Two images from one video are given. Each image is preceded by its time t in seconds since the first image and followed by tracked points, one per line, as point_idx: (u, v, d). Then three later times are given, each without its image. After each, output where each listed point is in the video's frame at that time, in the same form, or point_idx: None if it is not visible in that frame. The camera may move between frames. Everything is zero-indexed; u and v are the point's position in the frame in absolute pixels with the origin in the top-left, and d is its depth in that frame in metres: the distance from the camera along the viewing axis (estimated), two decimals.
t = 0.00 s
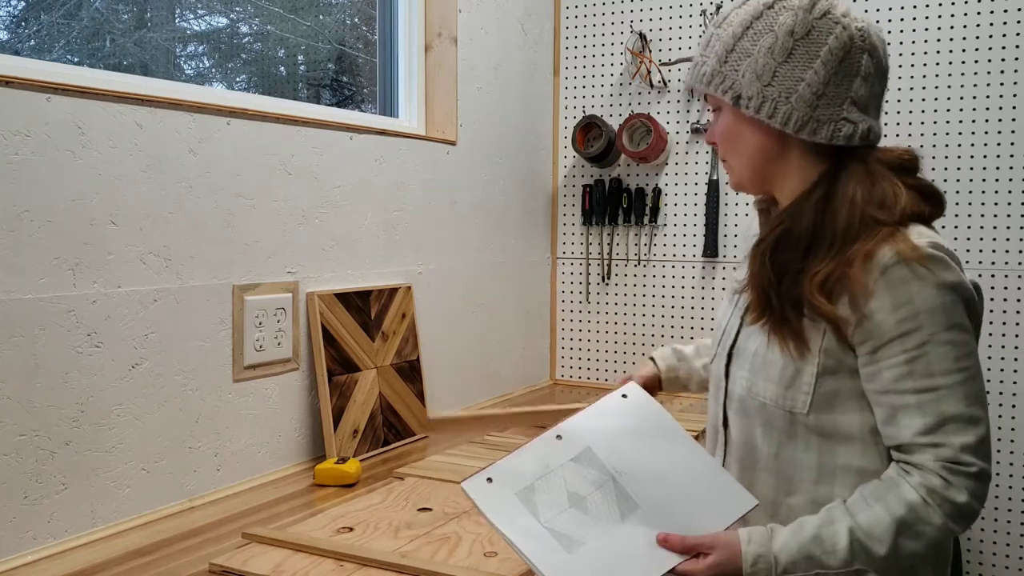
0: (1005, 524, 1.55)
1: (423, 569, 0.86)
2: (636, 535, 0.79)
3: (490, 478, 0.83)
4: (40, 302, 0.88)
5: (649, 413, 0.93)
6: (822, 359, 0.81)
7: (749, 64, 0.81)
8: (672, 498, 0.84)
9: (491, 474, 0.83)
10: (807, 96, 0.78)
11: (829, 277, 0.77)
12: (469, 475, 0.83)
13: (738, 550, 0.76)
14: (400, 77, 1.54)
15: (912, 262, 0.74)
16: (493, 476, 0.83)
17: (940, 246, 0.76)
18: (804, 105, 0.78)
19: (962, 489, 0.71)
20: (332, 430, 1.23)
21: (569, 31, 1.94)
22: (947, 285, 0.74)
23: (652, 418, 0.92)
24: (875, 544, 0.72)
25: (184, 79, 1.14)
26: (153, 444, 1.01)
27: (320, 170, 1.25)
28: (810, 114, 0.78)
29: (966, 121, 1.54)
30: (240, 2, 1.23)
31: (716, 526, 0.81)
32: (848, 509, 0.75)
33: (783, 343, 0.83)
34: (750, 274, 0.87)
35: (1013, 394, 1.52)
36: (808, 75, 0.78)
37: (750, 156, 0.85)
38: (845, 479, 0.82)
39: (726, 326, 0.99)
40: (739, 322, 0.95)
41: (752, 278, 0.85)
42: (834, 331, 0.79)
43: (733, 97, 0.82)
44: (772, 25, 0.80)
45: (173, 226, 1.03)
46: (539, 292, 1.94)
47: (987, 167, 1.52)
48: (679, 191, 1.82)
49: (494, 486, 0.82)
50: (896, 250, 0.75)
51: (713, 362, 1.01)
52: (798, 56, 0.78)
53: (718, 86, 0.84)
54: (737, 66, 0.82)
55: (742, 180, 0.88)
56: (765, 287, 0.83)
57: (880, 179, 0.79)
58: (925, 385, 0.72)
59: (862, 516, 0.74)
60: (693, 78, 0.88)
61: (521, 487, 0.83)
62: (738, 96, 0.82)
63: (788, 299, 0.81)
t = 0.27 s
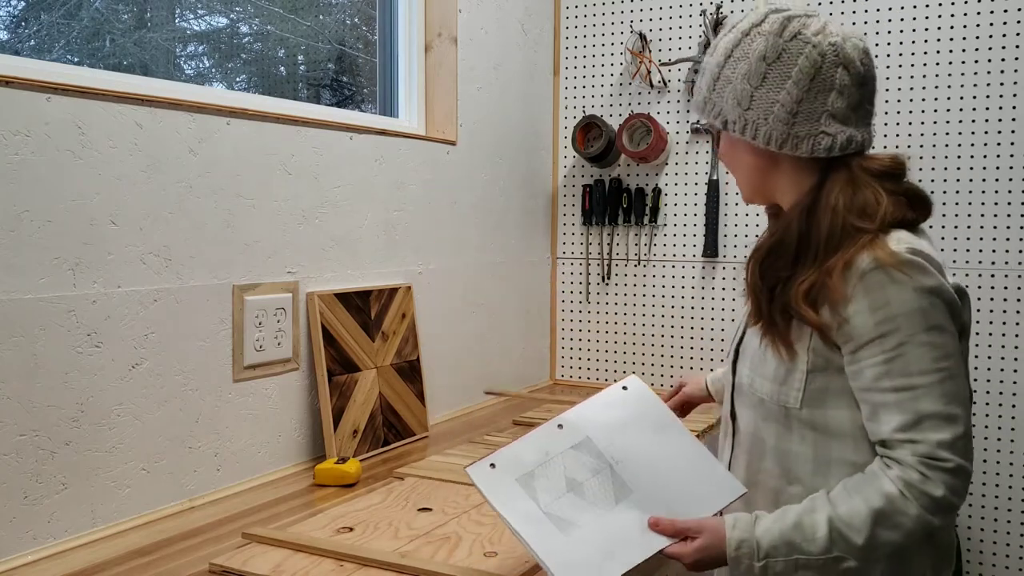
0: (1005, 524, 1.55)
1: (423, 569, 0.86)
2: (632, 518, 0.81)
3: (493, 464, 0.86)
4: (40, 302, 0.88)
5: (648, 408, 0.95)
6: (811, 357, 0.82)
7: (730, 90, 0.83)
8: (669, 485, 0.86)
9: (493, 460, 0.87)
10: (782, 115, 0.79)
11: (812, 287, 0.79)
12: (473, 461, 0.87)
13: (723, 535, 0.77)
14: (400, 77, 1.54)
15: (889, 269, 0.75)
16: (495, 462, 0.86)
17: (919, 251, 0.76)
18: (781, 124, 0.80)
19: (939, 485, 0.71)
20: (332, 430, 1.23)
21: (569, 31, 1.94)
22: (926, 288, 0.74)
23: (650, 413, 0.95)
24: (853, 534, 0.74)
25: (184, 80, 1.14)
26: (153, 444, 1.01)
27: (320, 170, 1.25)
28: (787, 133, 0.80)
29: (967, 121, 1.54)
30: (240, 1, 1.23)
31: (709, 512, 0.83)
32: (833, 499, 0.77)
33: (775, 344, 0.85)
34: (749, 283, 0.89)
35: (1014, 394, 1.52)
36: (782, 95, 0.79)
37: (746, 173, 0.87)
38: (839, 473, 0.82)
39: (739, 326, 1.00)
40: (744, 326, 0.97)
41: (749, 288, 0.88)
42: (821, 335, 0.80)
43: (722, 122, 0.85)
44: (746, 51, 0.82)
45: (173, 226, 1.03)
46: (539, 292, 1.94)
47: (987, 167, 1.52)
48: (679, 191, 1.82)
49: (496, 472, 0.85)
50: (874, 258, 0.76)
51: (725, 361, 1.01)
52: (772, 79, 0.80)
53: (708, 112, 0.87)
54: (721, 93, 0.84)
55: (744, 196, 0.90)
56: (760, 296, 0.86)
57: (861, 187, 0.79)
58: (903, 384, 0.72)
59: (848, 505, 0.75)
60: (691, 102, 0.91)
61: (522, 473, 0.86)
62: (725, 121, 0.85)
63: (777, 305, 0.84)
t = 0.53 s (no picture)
0: (1004, 524, 1.55)
1: (423, 569, 0.86)
2: (632, 494, 0.83)
3: (502, 439, 0.89)
4: (40, 302, 0.88)
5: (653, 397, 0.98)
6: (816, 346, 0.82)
7: (735, 95, 0.83)
8: (671, 464, 0.88)
9: (503, 435, 0.89)
10: (786, 118, 0.80)
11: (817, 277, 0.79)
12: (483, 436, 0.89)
13: (721, 513, 0.80)
14: (400, 77, 1.54)
15: (895, 258, 0.75)
16: (504, 437, 0.89)
17: (924, 242, 0.77)
18: (785, 127, 0.80)
19: (936, 470, 0.72)
20: (331, 430, 1.23)
21: (569, 31, 1.94)
22: (930, 279, 0.75)
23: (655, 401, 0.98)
24: (850, 516, 0.75)
25: (184, 79, 1.14)
26: (153, 444, 1.01)
27: (320, 170, 1.25)
28: (791, 135, 0.80)
29: (966, 121, 1.54)
30: (240, 1, 1.23)
31: (708, 490, 0.84)
32: (832, 483, 0.77)
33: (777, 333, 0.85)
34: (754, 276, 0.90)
35: (1014, 394, 1.52)
36: (786, 99, 0.79)
37: (750, 175, 0.87)
38: (841, 462, 0.82)
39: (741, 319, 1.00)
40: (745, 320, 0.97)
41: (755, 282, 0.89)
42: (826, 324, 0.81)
43: (728, 126, 0.85)
44: (750, 56, 0.82)
45: (173, 226, 1.03)
46: (539, 292, 1.94)
47: (987, 167, 1.52)
48: (679, 191, 1.82)
49: (504, 445, 0.88)
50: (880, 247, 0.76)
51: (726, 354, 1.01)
52: (776, 83, 0.80)
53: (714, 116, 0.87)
54: (727, 97, 0.85)
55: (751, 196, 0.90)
56: (765, 288, 0.86)
57: (867, 181, 0.80)
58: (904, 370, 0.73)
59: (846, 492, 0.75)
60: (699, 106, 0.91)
61: (529, 447, 0.89)
62: (731, 125, 0.85)
63: (783, 297, 0.84)
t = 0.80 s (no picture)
0: (1004, 523, 1.55)
1: (423, 570, 0.86)
2: (637, 483, 0.84)
3: (511, 426, 0.90)
4: (40, 302, 0.88)
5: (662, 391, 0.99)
6: (818, 340, 0.82)
7: (736, 95, 0.83)
8: (676, 457, 0.89)
9: (512, 421, 0.91)
10: (787, 116, 0.79)
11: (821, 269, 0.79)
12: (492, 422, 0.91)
13: (724, 505, 0.80)
14: (400, 77, 1.54)
15: (899, 251, 0.75)
16: (513, 424, 0.91)
17: (928, 237, 0.77)
18: (786, 125, 0.80)
19: (938, 463, 0.72)
20: (332, 430, 1.23)
21: (569, 31, 1.94)
22: (934, 273, 0.75)
23: (664, 395, 0.98)
24: (852, 508, 0.75)
25: (184, 80, 1.14)
26: (153, 444, 1.01)
27: (320, 170, 1.26)
28: (792, 133, 0.80)
29: (966, 121, 1.54)
30: (240, 1, 1.23)
31: (713, 480, 0.85)
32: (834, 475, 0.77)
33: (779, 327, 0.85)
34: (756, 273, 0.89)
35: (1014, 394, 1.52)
36: (786, 98, 0.79)
37: (751, 174, 0.87)
38: (843, 456, 0.82)
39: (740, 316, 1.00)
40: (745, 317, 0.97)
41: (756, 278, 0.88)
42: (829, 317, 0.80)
43: (729, 127, 0.85)
44: (749, 57, 0.82)
45: (173, 225, 1.03)
46: (539, 292, 1.94)
47: (987, 167, 1.52)
48: (679, 191, 1.82)
49: (513, 431, 0.90)
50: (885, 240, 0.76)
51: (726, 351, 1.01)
52: (776, 82, 0.80)
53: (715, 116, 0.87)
54: (727, 99, 0.84)
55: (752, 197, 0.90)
56: (767, 283, 0.86)
57: (870, 177, 0.80)
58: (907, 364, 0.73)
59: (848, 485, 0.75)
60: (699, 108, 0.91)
61: (537, 434, 0.90)
62: (732, 126, 0.85)
63: (784, 291, 0.84)
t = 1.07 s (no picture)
0: (1005, 523, 1.55)
1: (423, 569, 0.86)
2: (635, 485, 0.85)
3: (509, 432, 0.92)
4: (40, 301, 0.88)
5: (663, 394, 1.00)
6: (818, 338, 0.82)
7: (731, 96, 0.83)
8: (676, 458, 0.89)
9: (510, 428, 0.93)
10: (784, 117, 0.79)
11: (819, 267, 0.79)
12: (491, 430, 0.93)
13: (724, 504, 0.81)
14: (401, 77, 1.54)
15: (897, 247, 0.75)
16: (511, 431, 0.93)
17: (926, 232, 0.77)
18: (783, 125, 0.80)
19: (937, 458, 0.72)
20: (332, 430, 1.23)
21: (569, 31, 1.94)
22: (932, 269, 0.75)
23: (665, 398, 0.99)
24: (852, 505, 0.75)
25: (184, 79, 1.14)
26: (153, 444, 1.01)
27: (320, 170, 1.26)
28: (788, 133, 0.80)
29: (966, 121, 1.54)
30: (240, 2, 1.23)
31: (712, 480, 0.85)
32: (833, 474, 0.78)
33: (778, 326, 0.85)
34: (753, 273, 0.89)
35: (1014, 394, 1.52)
36: (782, 98, 0.79)
37: (747, 175, 0.87)
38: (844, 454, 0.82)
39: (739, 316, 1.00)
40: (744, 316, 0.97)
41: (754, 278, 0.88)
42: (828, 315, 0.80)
43: (724, 127, 0.85)
44: (744, 58, 0.82)
45: (173, 225, 1.03)
46: (539, 292, 1.94)
47: (987, 167, 1.52)
48: (679, 191, 1.82)
49: (511, 437, 0.91)
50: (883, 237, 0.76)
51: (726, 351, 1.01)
52: (771, 83, 0.80)
53: (711, 118, 0.87)
54: (722, 100, 0.84)
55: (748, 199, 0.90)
56: (764, 282, 0.86)
57: (867, 174, 0.80)
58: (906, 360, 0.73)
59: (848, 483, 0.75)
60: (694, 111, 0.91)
61: (536, 440, 0.91)
62: (728, 127, 0.85)
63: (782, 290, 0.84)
